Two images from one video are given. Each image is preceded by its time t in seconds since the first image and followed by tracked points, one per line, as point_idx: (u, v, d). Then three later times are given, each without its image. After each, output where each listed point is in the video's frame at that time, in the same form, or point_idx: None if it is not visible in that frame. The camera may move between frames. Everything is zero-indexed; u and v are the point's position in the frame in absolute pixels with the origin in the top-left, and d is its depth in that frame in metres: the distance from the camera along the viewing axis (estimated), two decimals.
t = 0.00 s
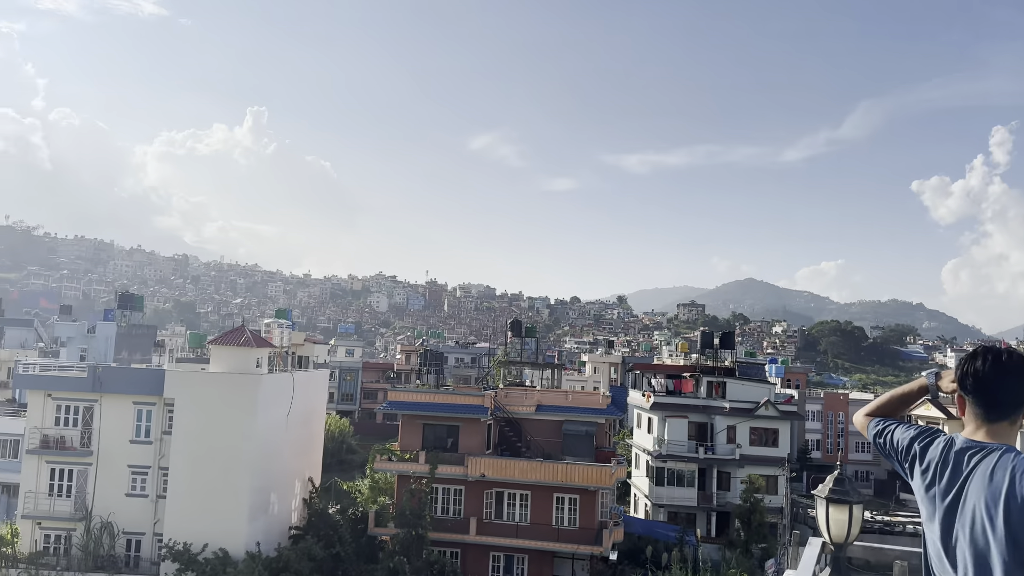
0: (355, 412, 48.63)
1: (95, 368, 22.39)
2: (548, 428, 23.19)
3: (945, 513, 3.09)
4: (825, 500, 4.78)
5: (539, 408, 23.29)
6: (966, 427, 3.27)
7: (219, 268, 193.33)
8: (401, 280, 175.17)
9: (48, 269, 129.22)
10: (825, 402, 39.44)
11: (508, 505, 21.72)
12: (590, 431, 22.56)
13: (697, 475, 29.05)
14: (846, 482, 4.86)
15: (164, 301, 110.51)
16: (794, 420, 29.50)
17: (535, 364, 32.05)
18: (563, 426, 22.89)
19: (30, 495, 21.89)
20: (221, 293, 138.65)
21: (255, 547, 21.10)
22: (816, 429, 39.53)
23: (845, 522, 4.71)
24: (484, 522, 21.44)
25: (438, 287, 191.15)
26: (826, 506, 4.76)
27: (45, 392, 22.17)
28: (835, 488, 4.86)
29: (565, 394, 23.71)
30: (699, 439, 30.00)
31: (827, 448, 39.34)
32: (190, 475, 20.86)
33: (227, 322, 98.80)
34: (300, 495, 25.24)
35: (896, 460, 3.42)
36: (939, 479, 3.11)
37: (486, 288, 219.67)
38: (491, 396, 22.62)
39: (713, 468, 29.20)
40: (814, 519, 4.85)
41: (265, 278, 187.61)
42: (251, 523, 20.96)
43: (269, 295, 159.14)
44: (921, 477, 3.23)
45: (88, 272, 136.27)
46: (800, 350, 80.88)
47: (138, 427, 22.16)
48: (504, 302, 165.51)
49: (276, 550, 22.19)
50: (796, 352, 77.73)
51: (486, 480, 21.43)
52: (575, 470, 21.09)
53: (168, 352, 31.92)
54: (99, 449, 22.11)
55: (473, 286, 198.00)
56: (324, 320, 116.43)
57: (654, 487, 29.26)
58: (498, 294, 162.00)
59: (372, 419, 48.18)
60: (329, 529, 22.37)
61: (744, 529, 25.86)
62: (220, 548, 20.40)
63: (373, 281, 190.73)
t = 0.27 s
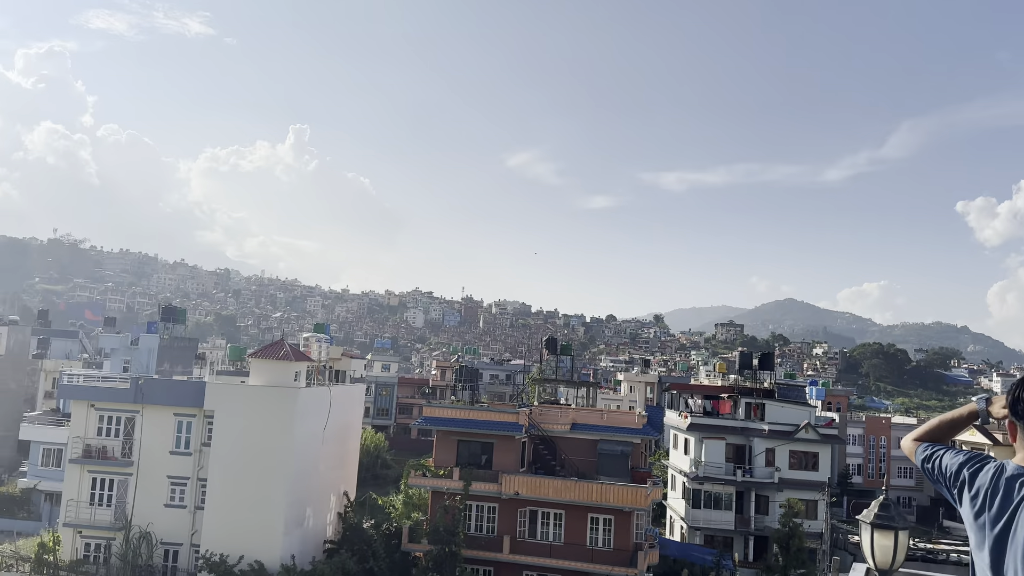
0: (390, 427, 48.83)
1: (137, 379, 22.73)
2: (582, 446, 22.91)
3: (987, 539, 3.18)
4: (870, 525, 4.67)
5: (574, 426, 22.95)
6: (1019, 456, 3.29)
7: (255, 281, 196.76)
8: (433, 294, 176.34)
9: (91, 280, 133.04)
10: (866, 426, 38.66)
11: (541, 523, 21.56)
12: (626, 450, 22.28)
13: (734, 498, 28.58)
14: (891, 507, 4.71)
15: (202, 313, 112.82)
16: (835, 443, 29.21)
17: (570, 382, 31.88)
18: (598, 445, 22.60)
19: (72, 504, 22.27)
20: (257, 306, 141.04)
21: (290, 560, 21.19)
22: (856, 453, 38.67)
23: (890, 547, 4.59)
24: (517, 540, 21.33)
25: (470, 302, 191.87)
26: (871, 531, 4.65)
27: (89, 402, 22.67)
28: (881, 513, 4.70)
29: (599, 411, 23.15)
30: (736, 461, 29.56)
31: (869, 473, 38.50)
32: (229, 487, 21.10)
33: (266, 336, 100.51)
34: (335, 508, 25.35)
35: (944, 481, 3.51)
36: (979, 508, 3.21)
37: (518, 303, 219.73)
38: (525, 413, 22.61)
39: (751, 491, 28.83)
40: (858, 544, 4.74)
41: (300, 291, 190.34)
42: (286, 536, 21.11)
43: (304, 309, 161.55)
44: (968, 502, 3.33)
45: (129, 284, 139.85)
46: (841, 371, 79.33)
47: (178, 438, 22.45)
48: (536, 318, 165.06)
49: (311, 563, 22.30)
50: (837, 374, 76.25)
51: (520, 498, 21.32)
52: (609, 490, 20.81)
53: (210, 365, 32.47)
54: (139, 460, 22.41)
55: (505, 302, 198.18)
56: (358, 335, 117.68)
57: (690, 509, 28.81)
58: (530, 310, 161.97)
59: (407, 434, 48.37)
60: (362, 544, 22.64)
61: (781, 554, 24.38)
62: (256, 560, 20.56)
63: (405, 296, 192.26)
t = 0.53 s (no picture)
0: (414, 431, 48.91)
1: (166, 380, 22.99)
2: (606, 454, 22.92)
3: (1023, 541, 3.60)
4: (897, 533, 4.57)
5: (597, 433, 23.02)
6: None
7: (280, 284, 198.83)
8: (456, 299, 176.71)
9: (121, 282, 135.51)
10: (895, 437, 38.04)
11: (564, 530, 21.47)
12: (649, 458, 22.27)
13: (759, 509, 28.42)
14: (919, 515, 4.61)
15: (229, 316, 114.29)
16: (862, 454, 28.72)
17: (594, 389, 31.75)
18: (621, 453, 22.58)
19: (101, 502, 22.65)
20: (282, 309, 142.45)
21: (314, 562, 21.37)
22: (885, 465, 37.98)
23: (918, 554, 4.52)
24: (539, 546, 21.27)
25: (493, 306, 191.93)
26: (899, 539, 4.56)
27: (118, 402, 23.02)
28: (907, 520, 4.60)
29: (624, 419, 23.33)
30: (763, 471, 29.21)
31: (897, 485, 37.81)
32: (254, 487, 21.29)
33: (291, 338, 101.37)
34: (359, 511, 25.48)
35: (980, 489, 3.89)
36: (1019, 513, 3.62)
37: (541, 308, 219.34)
38: (548, 420, 22.49)
39: (777, 502, 28.55)
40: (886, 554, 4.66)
41: (325, 294, 191.93)
42: (311, 537, 21.29)
43: (329, 312, 162.88)
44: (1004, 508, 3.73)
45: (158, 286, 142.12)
46: (870, 382, 78.04)
47: (206, 439, 22.71)
48: (559, 324, 164.60)
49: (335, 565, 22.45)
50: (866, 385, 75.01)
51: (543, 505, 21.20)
52: (633, 498, 20.66)
53: (237, 367, 32.81)
54: (167, 460, 22.69)
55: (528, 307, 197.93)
56: (383, 339, 118.30)
57: (715, 519, 28.66)
58: (553, 315, 161.61)
59: (431, 439, 48.46)
60: (385, 548, 22.75)
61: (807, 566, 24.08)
62: (280, 561, 20.76)
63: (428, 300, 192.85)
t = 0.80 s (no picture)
0: (433, 426, 49.14)
1: (190, 372, 23.26)
2: (626, 451, 22.86)
3: None
4: (923, 529, 4.54)
5: (617, 430, 22.95)
6: None
7: (300, 279, 200.60)
8: (474, 296, 177.17)
9: (146, 276, 137.64)
10: (919, 438, 37.59)
11: (583, 527, 21.47)
12: (669, 456, 22.04)
13: (780, 509, 28.30)
14: (947, 512, 4.55)
15: (251, 309, 115.65)
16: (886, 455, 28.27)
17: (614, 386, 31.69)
18: (641, 450, 22.50)
19: (125, 493, 22.95)
20: (302, 304, 143.85)
21: (334, 554, 21.53)
22: (909, 467, 37.52)
23: (946, 552, 4.47)
24: (557, 543, 21.30)
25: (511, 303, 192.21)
26: (925, 536, 4.53)
27: (143, 394, 23.33)
28: (937, 517, 4.55)
29: (644, 417, 23.07)
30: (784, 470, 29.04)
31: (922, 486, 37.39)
32: (276, 479, 21.45)
33: (314, 333, 102.35)
34: (379, 505, 25.63)
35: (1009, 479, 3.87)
36: None
37: (559, 305, 219.35)
38: (567, 416, 22.49)
39: (798, 501, 28.36)
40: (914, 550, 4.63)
41: (345, 289, 193.17)
42: (331, 530, 21.44)
43: (348, 307, 164.17)
44: None
45: (181, 280, 144.11)
46: (894, 382, 77.22)
47: (229, 431, 22.95)
48: (578, 321, 164.32)
49: (355, 558, 22.61)
50: (890, 384, 74.26)
51: (562, 501, 21.24)
52: (652, 496, 20.56)
53: (261, 360, 33.16)
54: (190, 452, 22.94)
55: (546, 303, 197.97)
56: (402, 334, 119.05)
57: (735, 518, 28.69)
58: (572, 312, 161.56)
59: (451, 434, 48.68)
60: (405, 541, 22.71)
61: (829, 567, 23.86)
62: (301, 553, 20.93)
63: (447, 296, 193.53)
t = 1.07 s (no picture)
0: (448, 416, 49.30)
1: (209, 361, 23.42)
2: (640, 442, 22.92)
3: None
4: (947, 525, 4.51)
5: (632, 423, 22.99)
6: None
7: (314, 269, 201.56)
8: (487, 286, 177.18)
9: (162, 265, 138.88)
10: (937, 433, 37.46)
11: (598, 519, 21.43)
12: (684, 448, 22.09)
13: (796, 502, 28.05)
14: (971, 507, 4.53)
15: (267, 299, 116.45)
16: (904, 448, 28.33)
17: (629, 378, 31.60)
18: (656, 442, 22.54)
19: (144, 479, 23.19)
20: (316, 294, 144.59)
21: (350, 542, 21.71)
22: (926, 461, 37.24)
23: (971, 548, 4.43)
24: (572, 533, 21.38)
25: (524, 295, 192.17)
26: (949, 531, 4.49)
27: (161, 381, 23.50)
28: (960, 512, 4.52)
29: (659, 409, 23.20)
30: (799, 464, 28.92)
31: (939, 481, 37.18)
32: (293, 468, 21.63)
33: (329, 322, 102.82)
34: (395, 494, 25.80)
35: None
36: None
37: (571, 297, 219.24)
38: (582, 408, 22.50)
39: (814, 495, 28.12)
40: (936, 547, 4.60)
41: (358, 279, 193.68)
42: (347, 518, 21.61)
43: (362, 298, 164.98)
44: None
45: (196, 269, 145.24)
46: (911, 375, 76.67)
47: (246, 419, 23.11)
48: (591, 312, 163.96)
49: (370, 546, 22.75)
50: (908, 378, 73.74)
51: (577, 492, 21.29)
52: (666, 487, 20.67)
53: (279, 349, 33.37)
54: (208, 440, 23.13)
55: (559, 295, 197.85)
56: (416, 324, 119.47)
57: (751, 511, 28.49)
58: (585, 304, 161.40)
59: (465, 424, 48.83)
60: (420, 530, 22.77)
61: (844, 560, 23.89)
62: (317, 541, 21.13)
63: (460, 287, 193.82)
